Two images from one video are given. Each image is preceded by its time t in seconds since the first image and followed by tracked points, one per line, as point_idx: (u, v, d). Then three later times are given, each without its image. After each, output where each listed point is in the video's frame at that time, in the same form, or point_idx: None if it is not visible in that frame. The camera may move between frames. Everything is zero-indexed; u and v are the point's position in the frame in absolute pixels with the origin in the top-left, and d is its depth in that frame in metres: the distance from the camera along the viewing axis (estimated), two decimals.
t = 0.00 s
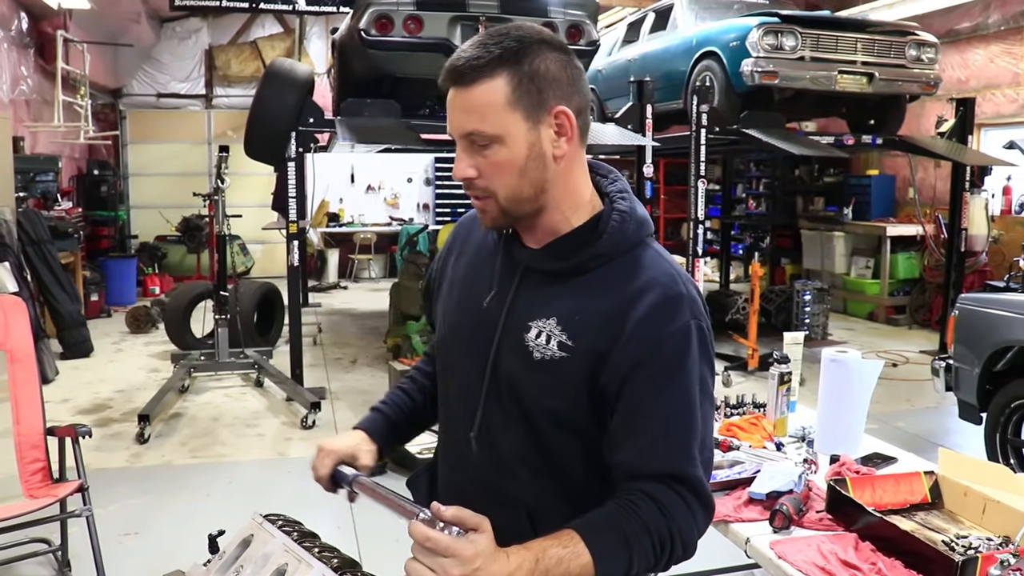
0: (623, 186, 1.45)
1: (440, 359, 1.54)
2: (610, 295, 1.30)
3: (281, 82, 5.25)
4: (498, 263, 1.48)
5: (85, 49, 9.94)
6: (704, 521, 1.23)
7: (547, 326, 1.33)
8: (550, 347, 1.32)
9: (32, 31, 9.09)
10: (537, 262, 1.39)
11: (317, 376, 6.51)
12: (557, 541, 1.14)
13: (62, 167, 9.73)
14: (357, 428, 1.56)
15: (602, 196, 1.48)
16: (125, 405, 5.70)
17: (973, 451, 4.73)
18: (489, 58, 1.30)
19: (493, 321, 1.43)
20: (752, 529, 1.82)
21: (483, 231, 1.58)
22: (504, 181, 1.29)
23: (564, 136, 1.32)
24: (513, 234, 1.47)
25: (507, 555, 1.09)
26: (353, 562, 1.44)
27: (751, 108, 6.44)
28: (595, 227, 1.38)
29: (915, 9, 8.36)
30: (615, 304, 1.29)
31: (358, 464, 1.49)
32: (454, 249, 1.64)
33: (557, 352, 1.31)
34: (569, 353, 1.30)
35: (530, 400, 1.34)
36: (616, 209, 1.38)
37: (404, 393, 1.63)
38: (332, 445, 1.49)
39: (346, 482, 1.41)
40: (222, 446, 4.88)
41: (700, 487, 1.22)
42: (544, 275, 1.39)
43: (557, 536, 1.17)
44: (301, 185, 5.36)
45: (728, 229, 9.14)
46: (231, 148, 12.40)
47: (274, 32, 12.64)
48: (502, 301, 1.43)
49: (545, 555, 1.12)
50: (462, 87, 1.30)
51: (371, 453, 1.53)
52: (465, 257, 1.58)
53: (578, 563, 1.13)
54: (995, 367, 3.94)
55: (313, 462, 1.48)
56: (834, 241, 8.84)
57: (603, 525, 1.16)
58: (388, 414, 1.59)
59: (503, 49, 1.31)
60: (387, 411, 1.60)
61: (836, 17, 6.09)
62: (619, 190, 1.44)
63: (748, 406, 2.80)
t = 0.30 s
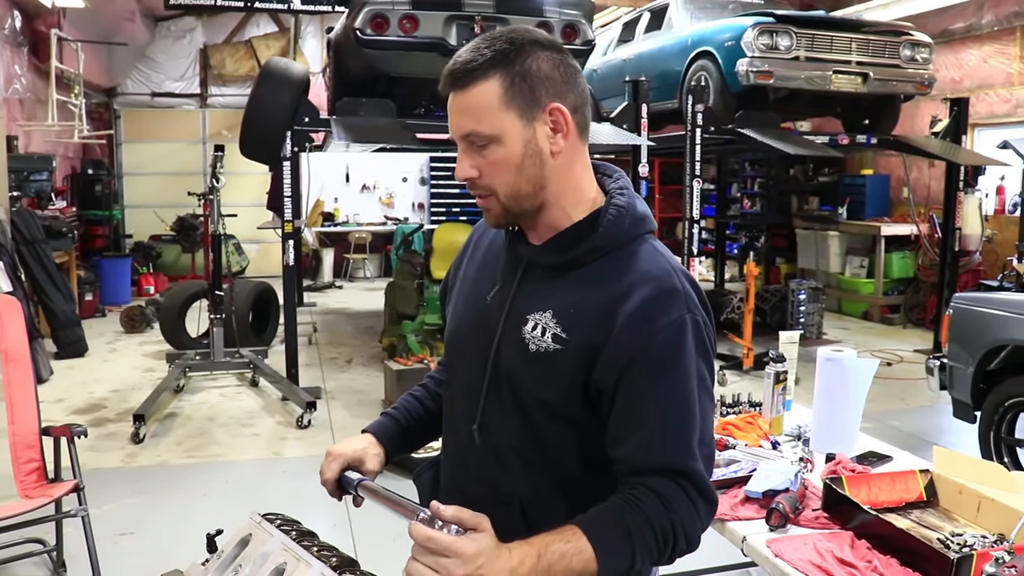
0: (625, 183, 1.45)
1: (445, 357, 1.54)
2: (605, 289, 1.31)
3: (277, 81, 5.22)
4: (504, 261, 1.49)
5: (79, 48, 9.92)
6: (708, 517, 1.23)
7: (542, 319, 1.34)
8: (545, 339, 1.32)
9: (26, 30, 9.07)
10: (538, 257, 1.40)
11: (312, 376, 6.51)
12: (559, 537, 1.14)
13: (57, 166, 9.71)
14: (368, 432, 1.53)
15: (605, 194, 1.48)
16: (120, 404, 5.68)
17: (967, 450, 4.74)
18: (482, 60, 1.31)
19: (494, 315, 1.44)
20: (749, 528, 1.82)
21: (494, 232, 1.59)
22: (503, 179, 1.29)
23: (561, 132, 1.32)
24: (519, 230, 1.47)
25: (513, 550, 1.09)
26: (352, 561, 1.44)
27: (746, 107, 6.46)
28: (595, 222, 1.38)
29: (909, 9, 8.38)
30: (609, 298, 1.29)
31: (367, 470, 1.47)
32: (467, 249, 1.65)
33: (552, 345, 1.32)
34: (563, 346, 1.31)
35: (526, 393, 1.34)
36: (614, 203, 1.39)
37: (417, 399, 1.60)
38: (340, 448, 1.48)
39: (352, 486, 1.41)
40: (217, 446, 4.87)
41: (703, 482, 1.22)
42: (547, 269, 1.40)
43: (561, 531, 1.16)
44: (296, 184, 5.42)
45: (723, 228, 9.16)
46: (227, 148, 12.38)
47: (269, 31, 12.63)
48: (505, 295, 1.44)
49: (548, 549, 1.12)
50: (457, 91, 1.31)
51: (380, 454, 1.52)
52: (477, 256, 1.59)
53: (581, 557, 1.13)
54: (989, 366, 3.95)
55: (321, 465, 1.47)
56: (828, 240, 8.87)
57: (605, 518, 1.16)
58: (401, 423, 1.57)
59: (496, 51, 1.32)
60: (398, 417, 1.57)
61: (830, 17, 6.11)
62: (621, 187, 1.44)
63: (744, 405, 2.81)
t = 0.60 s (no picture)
0: (627, 177, 1.46)
1: (449, 360, 1.51)
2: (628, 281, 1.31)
3: (270, 81, 5.22)
4: (509, 259, 1.47)
5: (71, 48, 9.85)
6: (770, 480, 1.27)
7: (564, 316, 1.33)
8: (568, 336, 1.31)
9: (17, 29, 9.02)
10: (548, 255, 1.39)
11: (305, 376, 6.50)
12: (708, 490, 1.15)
13: (48, 166, 9.66)
14: (362, 426, 1.53)
15: (607, 190, 1.48)
16: (113, 405, 5.67)
17: (960, 448, 4.77)
18: (498, 61, 1.30)
19: (504, 315, 1.42)
20: (743, 526, 1.83)
21: (493, 231, 1.57)
22: (524, 180, 1.29)
23: (574, 132, 1.33)
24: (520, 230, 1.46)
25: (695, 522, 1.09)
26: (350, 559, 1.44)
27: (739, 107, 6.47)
28: (604, 219, 1.39)
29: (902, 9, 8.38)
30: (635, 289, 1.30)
31: (366, 465, 1.47)
32: (459, 251, 1.63)
33: (578, 341, 1.31)
34: (590, 341, 1.30)
35: (550, 391, 1.33)
36: (625, 198, 1.39)
37: (410, 395, 1.59)
38: (336, 444, 1.48)
39: (351, 481, 1.42)
40: (211, 446, 4.86)
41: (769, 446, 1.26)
42: (557, 266, 1.38)
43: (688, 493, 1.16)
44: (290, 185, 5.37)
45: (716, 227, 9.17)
46: (219, 147, 12.35)
47: (262, 30, 12.58)
48: (514, 296, 1.42)
49: (716, 502, 1.13)
50: (473, 92, 1.30)
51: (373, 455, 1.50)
52: (473, 256, 1.56)
53: (721, 499, 1.13)
54: (981, 365, 3.97)
55: (318, 461, 1.48)
56: (821, 239, 8.90)
57: (723, 468, 1.19)
58: (396, 416, 1.56)
59: (512, 51, 1.32)
60: (392, 411, 1.56)
61: (823, 17, 6.12)
62: (624, 181, 1.45)
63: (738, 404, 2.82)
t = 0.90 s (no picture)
0: (640, 177, 1.47)
1: (458, 364, 1.47)
2: (655, 280, 1.32)
3: (264, 80, 5.22)
4: (518, 259, 1.44)
5: (63, 47, 9.83)
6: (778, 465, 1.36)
7: (595, 316, 1.32)
8: (601, 336, 1.31)
9: (9, 28, 9.00)
10: (568, 255, 1.37)
11: (300, 376, 6.49)
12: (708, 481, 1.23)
13: (41, 165, 9.64)
14: (354, 429, 1.52)
15: (619, 190, 1.48)
16: (108, 405, 5.66)
17: (954, 445, 4.79)
18: (529, 60, 1.29)
19: (525, 317, 1.39)
20: (740, 523, 1.84)
21: (494, 230, 1.53)
22: (553, 181, 1.29)
23: (597, 132, 1.34)
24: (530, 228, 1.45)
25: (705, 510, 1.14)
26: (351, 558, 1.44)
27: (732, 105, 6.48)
28: (624, 218, 1.40)
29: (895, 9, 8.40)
30: (663, 287, 1.31)
31: (362, 467, 1.46)
32: (450, 251, 1.57)
33: (610, 341, 1.30)
34: (622, 340, 1.30)
35: (582, 388, 1.32)
36: (642, 200, 1.41)
37: (400, 394, 1.59)
38: (331, 450, 1.47)
39: (348, 483, 1.41)
40: (206, 446, 4.85)
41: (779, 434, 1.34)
42: (577, 266, 1.37)
43: (697, 486, 1.22)
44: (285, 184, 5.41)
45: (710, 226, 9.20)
46: (213, 147, 12.34)
47: (255, 29, 12.57)
48: (534, 297, 1.39)
49: (726, 496, 1.19)
50: (502, 88, 1.29)
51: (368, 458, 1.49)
52: (471, 256, 1.52)
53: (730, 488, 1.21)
54: (975, 362, 3.99)
55: (312, 466, 1.47)
56: (815, 238, 8.92)
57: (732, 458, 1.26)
58: (389, 417, 1.56)
59: (541, 51, 1.31)
60: (383, 412, 1.56)
61: (817, 16, 6.13)
62: (638, 180, 1.46)
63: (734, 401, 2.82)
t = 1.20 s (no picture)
0: (639, 172, 1.47)
1: (461, 359, 1.48)
2: (656, 272, 1.33)
3: (259, 79, 5.22)
4: (520, 254, 1.44)
5: (56, 46, 9.79)
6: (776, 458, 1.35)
7: (598, 307, 1.33)
8: (603, 327, 1.32)
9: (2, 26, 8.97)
10: (572, 248, 1.38)
11: (295, 375, 6.47)
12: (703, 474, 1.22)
13: (34, 164, 9.60)
14: (356, 427, 1.52)
15: (619, 185, 1.49)
16: (103, 404, 5.64)
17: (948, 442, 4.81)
18: (570, 42, 1.32)
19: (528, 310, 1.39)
20: (739, 520, 1.85)
21: (495, 228, 1.53)
22: (593, 160, 1.32)
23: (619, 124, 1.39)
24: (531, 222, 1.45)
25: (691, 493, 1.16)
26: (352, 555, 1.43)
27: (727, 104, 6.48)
28: (625, 212, 1.40)
29: (889, 7, 8.42)
30: (664, 279, 1.32)
31: (363, 464, 1.46)
32: (451, 249, 1.57)
33: (613, 332, 1.31)
34: (625, 331, 1.30)
35: (584, 379, 1.33)
36: (643, 194, 1.41)
37: (402, 393, 1.60)
38: (332, 446, 1.46)
39: (350, 480, 1.41)
40: (202, 446, 4.84)
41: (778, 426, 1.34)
42: (579, 259, 1.38)
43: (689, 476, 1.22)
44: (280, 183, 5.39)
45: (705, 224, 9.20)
46: (207, 146, 12.31)
47: (249, 28, 12.54)
48: (537, 290, 1.39)
49: (715, 486, 1.19)
50: (550, 61, 1.30)
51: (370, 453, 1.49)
52: (473, 253, 1.52)
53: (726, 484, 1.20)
54: (969, 360, 4.00)
55: (313, 464, 1.45)
56: (810, 236, 8.92)
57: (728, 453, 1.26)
58: (391, 414, 1.55)
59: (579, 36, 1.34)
60: (385, 409, 1.56)
61: (811, 15, 6.15)
62: (637, 176, 1.47)
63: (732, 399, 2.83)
